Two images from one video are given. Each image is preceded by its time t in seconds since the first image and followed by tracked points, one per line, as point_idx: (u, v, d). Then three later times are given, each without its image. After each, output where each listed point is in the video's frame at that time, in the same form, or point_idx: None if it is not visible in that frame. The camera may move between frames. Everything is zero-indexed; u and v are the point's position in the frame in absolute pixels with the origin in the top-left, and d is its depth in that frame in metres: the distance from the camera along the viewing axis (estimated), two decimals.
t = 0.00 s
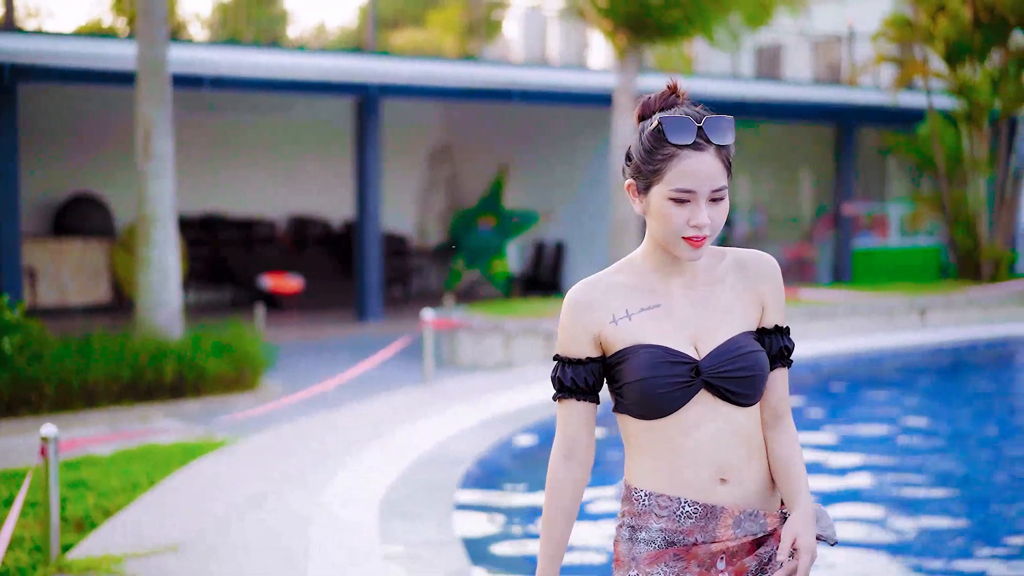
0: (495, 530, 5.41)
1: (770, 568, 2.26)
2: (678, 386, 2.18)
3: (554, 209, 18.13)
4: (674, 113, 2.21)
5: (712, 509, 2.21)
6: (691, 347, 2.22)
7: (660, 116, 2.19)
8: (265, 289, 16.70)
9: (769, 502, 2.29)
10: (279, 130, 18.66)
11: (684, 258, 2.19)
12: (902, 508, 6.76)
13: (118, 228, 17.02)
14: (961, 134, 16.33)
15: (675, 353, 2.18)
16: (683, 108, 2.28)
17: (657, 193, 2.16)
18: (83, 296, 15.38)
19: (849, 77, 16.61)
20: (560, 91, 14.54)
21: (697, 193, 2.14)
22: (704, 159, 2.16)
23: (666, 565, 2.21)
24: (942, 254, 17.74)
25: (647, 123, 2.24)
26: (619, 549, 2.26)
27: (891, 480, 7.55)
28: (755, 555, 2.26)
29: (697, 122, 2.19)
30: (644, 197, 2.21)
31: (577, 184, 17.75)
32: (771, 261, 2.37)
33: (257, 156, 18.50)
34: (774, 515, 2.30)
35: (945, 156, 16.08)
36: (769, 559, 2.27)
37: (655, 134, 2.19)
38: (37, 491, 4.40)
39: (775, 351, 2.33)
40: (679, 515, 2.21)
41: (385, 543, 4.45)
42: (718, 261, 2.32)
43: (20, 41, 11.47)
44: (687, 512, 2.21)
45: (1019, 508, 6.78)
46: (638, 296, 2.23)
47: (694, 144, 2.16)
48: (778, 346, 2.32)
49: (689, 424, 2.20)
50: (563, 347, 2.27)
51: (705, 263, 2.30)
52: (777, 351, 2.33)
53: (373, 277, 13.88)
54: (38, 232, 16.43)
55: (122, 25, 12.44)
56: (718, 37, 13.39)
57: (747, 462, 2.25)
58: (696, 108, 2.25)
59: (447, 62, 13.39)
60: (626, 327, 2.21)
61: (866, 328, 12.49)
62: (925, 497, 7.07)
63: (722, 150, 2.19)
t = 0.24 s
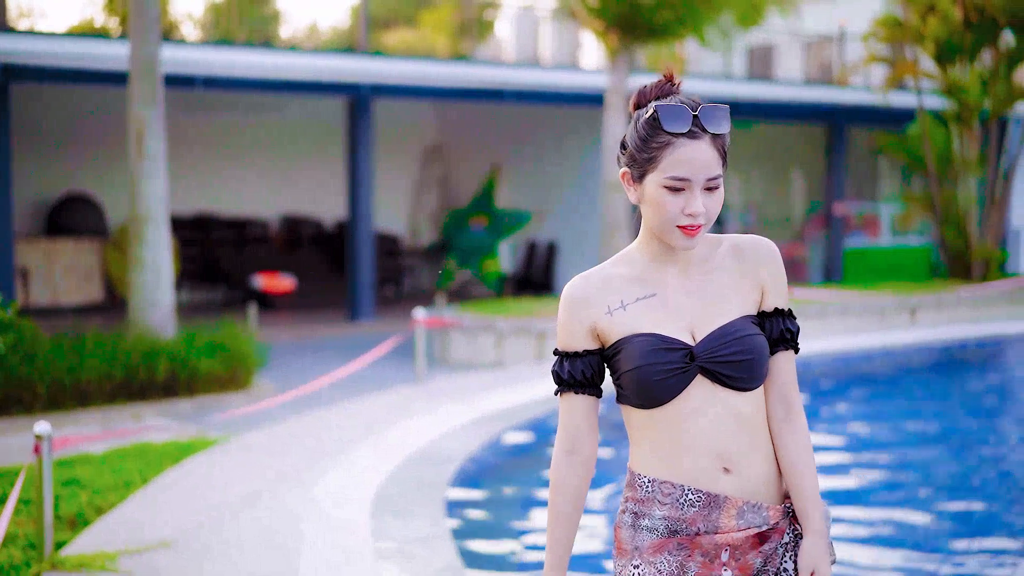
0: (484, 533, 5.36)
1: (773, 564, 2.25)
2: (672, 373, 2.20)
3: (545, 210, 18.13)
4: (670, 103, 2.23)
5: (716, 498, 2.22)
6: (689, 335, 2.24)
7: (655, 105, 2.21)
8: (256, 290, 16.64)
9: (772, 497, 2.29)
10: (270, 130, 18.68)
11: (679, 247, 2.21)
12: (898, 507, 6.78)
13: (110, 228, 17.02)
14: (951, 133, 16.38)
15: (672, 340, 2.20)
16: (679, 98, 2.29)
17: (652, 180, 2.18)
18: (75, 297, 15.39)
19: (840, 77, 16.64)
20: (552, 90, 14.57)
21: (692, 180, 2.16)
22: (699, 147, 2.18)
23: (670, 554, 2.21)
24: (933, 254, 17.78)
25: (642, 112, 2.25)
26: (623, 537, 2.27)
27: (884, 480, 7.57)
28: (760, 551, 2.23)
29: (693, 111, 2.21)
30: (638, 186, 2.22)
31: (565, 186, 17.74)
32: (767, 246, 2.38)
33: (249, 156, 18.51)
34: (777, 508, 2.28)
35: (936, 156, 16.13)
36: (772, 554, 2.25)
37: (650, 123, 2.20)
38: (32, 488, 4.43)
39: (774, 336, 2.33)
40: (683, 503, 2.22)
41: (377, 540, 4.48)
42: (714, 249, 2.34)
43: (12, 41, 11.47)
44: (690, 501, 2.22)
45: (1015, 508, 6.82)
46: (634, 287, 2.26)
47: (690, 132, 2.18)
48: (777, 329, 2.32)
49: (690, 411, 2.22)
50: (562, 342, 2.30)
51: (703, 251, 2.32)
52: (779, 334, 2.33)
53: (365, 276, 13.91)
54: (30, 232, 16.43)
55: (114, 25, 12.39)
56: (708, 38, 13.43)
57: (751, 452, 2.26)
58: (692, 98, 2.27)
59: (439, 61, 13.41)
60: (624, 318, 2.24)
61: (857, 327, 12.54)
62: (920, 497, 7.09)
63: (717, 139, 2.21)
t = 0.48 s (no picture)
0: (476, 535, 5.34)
1: (770, 555, 2.22)
2: (670, 365, 2.19)
3: (536, 210, 18.16)
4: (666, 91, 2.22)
5: (712, 492, 2.20)
6: (685, 327, 2.23)
7: (651, 94, 2.20)
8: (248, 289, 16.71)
9: (770, 488, 2.26)
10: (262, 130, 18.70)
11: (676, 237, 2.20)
12: (894, 507, 6.80)
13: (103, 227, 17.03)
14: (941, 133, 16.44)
15: (667, 332, 2.20)
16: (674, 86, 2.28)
17: (648, 170, 2.18)
18: (67, 296, 15.41)
19: (831, 77, 16.69)
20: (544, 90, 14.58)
21: (688, 169, 2.15)
22: (695, 135, 2.17)
23: (665, 551, 2.21)
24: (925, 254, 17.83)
25: (638, 101, 2.24)
26: (618, 533, 2.26)
27: (879, 480, 7.60)
28: (755, 541, 2.21)
29: (688, 99, 2.20)
30: (635, 175, 2.22)
31: (557, 186, 17.77)
32: (765, 234, 2.38)
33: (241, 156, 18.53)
34: (774, 500, 2.26)
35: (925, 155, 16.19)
36: (769, 544, 2.22)
37: (645, 111, 2.20)
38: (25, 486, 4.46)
39: (775, 328, 2.34)
40: (679, 498, 2.20)
41: (367, 538, 4.49)
42: (711, 239, 2.34)
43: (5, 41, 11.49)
44: (686, 495, 2.20)
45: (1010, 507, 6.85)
46: (631, 279, 2.27)
47: (685, 120, 2.17)
48: (779, 319, 2.33)
49: (690, 404, 2.21)
50: (562, 334, 2.30)
51: (700, 240, 2.33)
52: (781, 323, 2.34)
53: (357, 276, 13.93)
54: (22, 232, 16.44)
55: (107, 25, 12.43)
56: (699, 38, 13.48)
57: (750, 445, 2.25)
58: (687, 86, 2.26)
59: (431, 61, 13.43)
60: (620, 309, 2.24)
61: (848, 327, 12.57)
62: (915, 497, 7.12)
63: (713, 127, 2.20)
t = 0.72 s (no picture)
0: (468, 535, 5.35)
1: (758, 544, 2.21)
2: (661, 363, 2.22)
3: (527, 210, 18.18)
4: (664, 92, 2.21)
5: (700, 485, 2.22)
6: (676, 324, 2.26)
7: (649, 94, 2.20)
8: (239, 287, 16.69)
9: (759, 480, 2.28)
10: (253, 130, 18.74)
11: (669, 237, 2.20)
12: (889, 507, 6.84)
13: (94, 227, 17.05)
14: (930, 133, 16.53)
15: (656, 329, 2.22)
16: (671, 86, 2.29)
17: (643, 170, 2.17)
18: (59, 296, 15.42)
19: (821, 77, 16.75)
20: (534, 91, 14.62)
21: (684, 170, 2.14)
22: (691, 137, 2.16)
23: (654, 548, 2.21)
24: (914, 253, 17.89)
25: (635, 100, 2.24)
26: (608, 531, 2.27)
27: (872, 480, 7.64)
28: (741, 530, 2.21)
29: (686, 100, 2.20)
30: (629, 173, 2.21)
31: (548, 186, 17.81)
32: (752, 234, 2.43)
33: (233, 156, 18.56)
34: (763, 491, 2.27)
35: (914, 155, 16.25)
36: (757, 533, 2.21)
37: (643, 111, 2.19)
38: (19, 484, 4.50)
39: (767, 328, 2.40)
40: (667, 494, 2.22)
41: (357, 536, 4.53)
42: (701, 237, 2.38)
43: None
44: (674, 491, 2.22)
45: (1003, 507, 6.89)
46: (622, 275, 2.28)
47: (682, 122, 2.17)
48: (776, 316, 2.40)
49: (683, 399, 2.24)
50: (550, 329, 2.30)
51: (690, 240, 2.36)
52: (779, 318, 2.41)
53: (348, 275, 13.96)
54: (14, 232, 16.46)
55: (98, 25, 12.43)
56: (689, 39, 13.52)
57: (737, 442, 2.28)
58: (684, 88, 2.26)
59: (422, 61, 13.46)
60: (611, 305, 2.25)
61: (838, 326, 12.61)
62: (909, 497, 7.15)
63: (709, 129, 2.19)
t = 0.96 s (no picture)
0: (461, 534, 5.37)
1: (748, 542, 2.24)
2: (651, 366, 2.24)
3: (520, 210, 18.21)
4: (661, 99, 2.22)
5: (686, 483, 2.25)
6: (665, 328, 2.28)
7: (647, 101, 2.21)
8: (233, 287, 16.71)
9: (748, 478, 2.32)
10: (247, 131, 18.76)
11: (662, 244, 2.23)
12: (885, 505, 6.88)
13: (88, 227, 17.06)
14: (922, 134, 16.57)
15: (647, 332, 2.24)
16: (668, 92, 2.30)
17: (638, 177, 2.19)
18: (53, 295, 15.44)
19: (813, 78, 16.79)
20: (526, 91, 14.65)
21: (679, 179, 2.17)
22: (688, 146, 2.18)
23: (642, 547, 2.24)
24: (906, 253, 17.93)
25: (632, 105, 2.25)
26: (599, 532, 2.30)
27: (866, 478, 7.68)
28: (729, 527, 2.24)
29: (684, 108, 2.21)
30: (624, 179, 2.22)
31: (541, 186, 17.84)
32: (739, 237, 2.47)
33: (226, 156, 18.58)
34: (751, 489, 2.31)
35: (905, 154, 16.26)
36: (747, 531, 2.25)
37: (640, 118, 2.20)
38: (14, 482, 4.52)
39: (754, 330, 2.47)
40: (654, 493, 2.25)
41: (350, 534, 4.56)
42: (690, 240, 2.41)
43: None
44: (661, 489, 2.25)
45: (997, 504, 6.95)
46: (612, 278, 2.30)
47: (680, 131, 2.18)
48: (763, 317, 2.46)
49: (671, 401, 2.27)
50: (538, 327, 2.31)
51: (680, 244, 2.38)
52: (766, 317, 2.48)
53: (342, 275, 13.98)
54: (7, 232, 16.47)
55: (91, 26, 12.44)
56: (681, 39, 13.56)
57: (724, 441, 2.31)
58: (679, 95, 2.27)
59: (415, 62, 13.48)
60: (601, 308, 2.27)
61: (829, 325, 12.66)
62: (904, 496, 7.20)
63: (705, 138, 2.21)
